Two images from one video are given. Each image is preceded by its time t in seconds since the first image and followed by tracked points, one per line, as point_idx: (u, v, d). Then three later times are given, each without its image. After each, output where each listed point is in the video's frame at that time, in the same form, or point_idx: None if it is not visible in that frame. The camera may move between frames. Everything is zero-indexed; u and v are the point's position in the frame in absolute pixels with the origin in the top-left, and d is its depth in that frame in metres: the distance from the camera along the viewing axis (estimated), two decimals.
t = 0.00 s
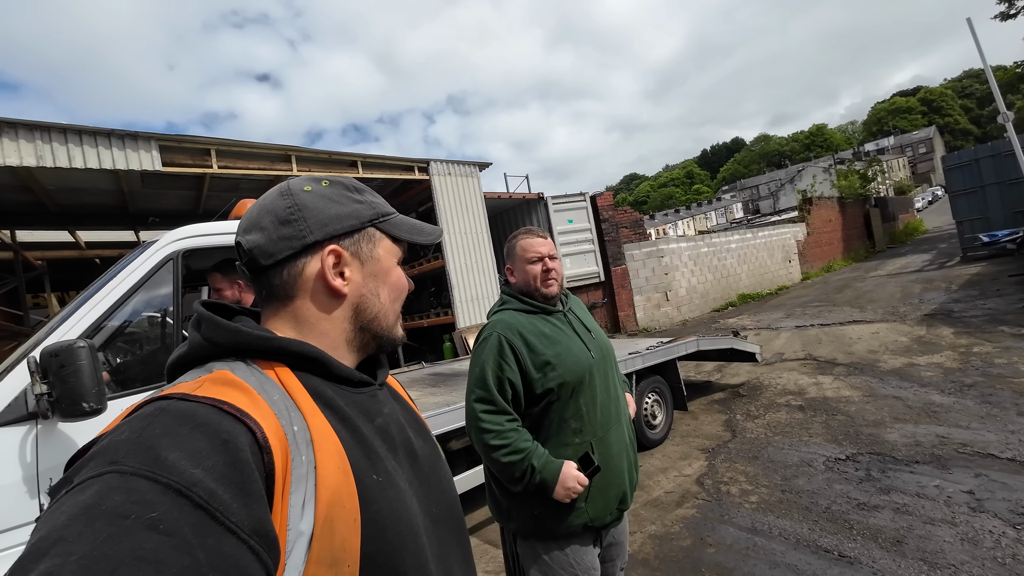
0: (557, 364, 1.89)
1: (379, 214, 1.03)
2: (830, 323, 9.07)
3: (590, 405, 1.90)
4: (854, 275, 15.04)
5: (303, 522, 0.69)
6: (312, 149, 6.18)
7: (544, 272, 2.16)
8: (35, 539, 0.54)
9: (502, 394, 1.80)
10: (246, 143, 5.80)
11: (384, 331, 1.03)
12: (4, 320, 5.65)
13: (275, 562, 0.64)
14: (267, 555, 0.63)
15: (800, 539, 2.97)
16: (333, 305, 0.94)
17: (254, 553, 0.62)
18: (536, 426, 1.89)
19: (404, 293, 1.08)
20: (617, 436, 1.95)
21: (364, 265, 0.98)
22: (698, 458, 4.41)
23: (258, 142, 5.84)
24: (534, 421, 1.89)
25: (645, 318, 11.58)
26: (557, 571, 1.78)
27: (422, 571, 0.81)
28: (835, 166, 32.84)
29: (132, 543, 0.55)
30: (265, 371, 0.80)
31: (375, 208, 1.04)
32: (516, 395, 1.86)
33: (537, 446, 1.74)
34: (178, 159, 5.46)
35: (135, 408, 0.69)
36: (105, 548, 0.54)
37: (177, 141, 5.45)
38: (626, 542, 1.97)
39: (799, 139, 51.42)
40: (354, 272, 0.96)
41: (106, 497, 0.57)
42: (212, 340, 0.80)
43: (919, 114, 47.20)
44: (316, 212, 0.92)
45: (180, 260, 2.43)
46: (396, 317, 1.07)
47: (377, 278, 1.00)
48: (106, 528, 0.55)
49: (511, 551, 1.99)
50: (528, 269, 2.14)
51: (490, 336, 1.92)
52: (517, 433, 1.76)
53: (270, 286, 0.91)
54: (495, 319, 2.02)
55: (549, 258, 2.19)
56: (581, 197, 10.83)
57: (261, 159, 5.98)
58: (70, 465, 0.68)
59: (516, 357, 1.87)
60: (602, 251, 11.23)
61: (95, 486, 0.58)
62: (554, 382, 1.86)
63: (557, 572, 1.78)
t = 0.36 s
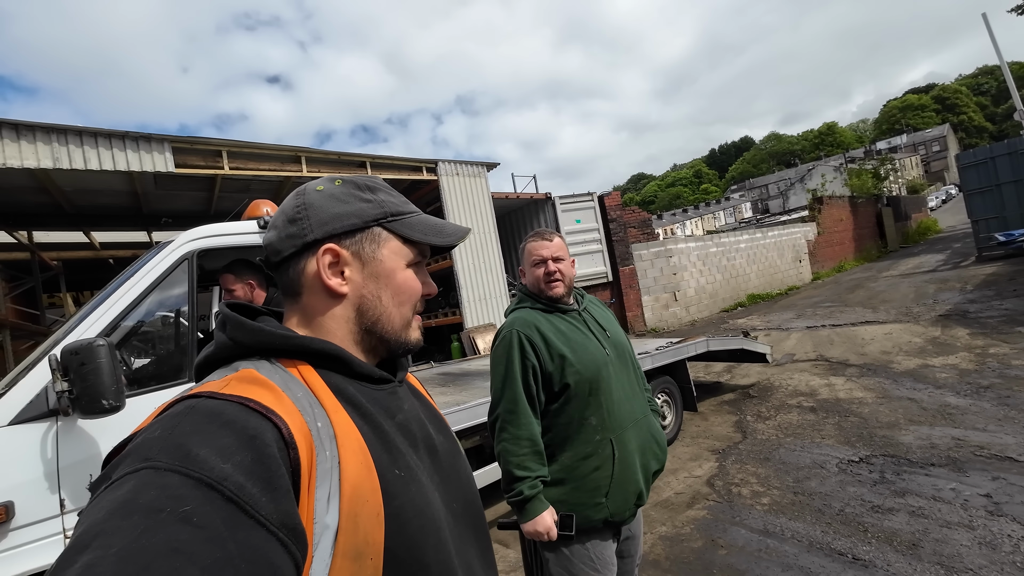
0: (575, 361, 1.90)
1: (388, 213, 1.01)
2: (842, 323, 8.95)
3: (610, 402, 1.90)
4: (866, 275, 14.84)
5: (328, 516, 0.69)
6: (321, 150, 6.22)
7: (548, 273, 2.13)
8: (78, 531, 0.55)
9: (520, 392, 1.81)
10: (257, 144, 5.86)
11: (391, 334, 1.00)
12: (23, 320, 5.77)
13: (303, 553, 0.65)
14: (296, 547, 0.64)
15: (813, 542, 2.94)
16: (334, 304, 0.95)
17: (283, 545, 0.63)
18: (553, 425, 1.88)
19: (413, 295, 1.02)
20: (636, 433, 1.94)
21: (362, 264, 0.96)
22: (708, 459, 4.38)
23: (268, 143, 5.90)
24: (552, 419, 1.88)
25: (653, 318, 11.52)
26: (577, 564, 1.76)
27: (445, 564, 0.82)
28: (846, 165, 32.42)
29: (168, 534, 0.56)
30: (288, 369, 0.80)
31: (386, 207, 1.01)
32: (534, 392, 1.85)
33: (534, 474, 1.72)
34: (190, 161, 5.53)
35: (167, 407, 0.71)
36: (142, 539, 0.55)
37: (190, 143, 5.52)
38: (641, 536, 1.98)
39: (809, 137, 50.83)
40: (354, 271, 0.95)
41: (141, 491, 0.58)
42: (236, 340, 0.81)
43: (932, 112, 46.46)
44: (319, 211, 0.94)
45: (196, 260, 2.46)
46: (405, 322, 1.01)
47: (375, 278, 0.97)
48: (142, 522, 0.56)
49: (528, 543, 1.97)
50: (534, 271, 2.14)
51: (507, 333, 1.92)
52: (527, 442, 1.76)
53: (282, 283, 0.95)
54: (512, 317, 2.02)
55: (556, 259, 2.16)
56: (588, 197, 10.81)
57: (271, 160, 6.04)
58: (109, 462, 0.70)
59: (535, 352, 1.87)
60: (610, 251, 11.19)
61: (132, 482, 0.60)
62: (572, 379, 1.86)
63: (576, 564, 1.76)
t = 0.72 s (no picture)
0: (589, 357, 1.90)
1: (390, 201, 1.00)
2: (851, 323, 8.87)
3: (626, 397, 1.90)
4: (876, 274, 14.67)
5: (345, 504, 0.70)
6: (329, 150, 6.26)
7: (565, 272, 2.12)
8: (109, 510, 0.57)
9: (536, 387, 1.81)
10: (265, 145, 5.91)
11: (405, 324, 1.00)
12: (35, 319, 5.85)
13: (319, 541, 0.66)
14: (313, 535, 0.65)
15: (823, 541, 2.92)
16: (345, 297, 0.96)
17: (300, 533, 0.63)
18: (570, 420, 1.89)
19: (424, 283, 1.01)
20: (654, 428, 1.94)
21: (368, 256, 0.96)
22: (715, 459, 4.37)
23: (276, 143, 5.94)
24: (569, 414, 1.89)
25: (659, 318, 11.48)
26: (598, 559, 1.73)
27: (458, 557, 0.83)
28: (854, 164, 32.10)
29: (191, 517, 0.58)
30: (308, 360, 0.82)
31: (387, 196, 1.00)
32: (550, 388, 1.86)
33: (553, 463, 1.74)
34: (199, 161, 5.58)
35: (193, 394, 0.72)
36: (167, 521, 0.56)
37: (199, 144, 5.58)
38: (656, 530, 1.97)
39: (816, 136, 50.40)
40: (361, 264, 0.95)
41: (167, 475, 0.60)
42: (259, 331, 0.83)
43: (942, 109, 45.91)
44: (322, 207, 0.94)
45: (207, 259, 2.49)
46: (417, 311, 1.01)
47: (383, 269, 0.96)
48: (167, 503, 0.58)
49: (544, 539, 1.92)
50: (551, 269, 2.14)
51: (522, 331, 1.92)
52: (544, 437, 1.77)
53: (297, 280, 0.97)
54: (526, 315, 2.02)
55: (572, 258, 2.16)
56: (594, 196, 10.79)
57: (279, 161, 6.08)
58: (138, 444, 0.72)
59: (551, 348, 1.87)
60: (616, 251, 11.16)
61: (158, 465, 0.61)
62: (589, 374, 1.87)
63: (598, 559, 1.73)
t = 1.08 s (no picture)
0: (600, 355, 1.91)
1: (399, 202, 0.99)
2: (856, 323, 8.83)
3: (638, 394, 1.91)
4: (881, 273, 14.59)
5: (357, 499, 0.71)
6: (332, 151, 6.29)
7: (587, 268, 2.18)
8: (128, 501, 0.58)
9: (549, 387, 1.82)
10: (270, 146, 5.94)
11: (409, 326, 0.99)
12: (43, 320, 5.89)
13: (332, 535, 0.67)
14: (325, 530, 0.65)
15: (829, 541, 2.91)
16: (351, 293, 0.97)
17: (312, 526, 0.64)
18: (582, 420, 1.90)
19: (429, 286, 1.00)
20: (666, 424, 1.96)
21: (373, 255, 0.96)
22: (721, 458, 4.35)
23: (280, 145, 5.97)
24: (581, 413, 1.90)
25: (663, 318, 11.46)
26: (612, 557, 1.73)
27: (469, 553, 0.83)
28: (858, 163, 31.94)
29: (207, 509, 0.58)
30: (323, 357, 0.82)
31: (398, 196, 1.00)
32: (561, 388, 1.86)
33: (568, 465, 1.73)
34: (205, 163, 5.62)
35: (210, 390, 0.73)
36: (184, 513, 0.57)
37: (204, 146, 5.62)
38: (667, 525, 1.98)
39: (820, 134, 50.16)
40: (366, 263, 0.96)
41: (185, 467, 0.61)
42: (274, 327, 0.84)
43: (947, 107, 45.61)
44: (335, 203, 0.97)
45: (215, 259, 2.50)
46: (422, 314, 1.00)
47: (387, 268, 0.96)
48: (185, 495, 0.59)
49: (556, 536, 1.92)
50: (570, 265, 2.16)
51: (532, 331, 1.92)
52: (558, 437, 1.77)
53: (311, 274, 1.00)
54: (535, 314, 2.02)
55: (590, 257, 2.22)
56: (597, 196, 10.78)
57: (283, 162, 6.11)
58: (159, 437, 0.73)
59: (562, 348, 1.88)
60: (619, 250, 11.15)
61: (176, 458, 0.62)
62: (600, 373, 1.88)
63: (612, 557, 1.73)
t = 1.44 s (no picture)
0: (605, 352, 1.91)
1: (401, 194, 1.00)
2: (857, 322, 8.82)
3: (643, 392, 1.92)
4: (882, 273, 14.57)
5: (370, 494, 0.71)
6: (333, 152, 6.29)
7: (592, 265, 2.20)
8: (150, 488, 0.59)
9: (554, 382, 1.82)
10: (271, 147, 5.95)
11: (421, 319, 1.00)
12: (44, 321, 5.90)
13: (345, 528, 0.67)
14: (339, 522, 0.66)
15: (832, 539, 2.92)
16: (362, 290, 0.98)
17: (326, 519, 0.65)
18: (588, 415, 1.90)
19: (438, 275, 1.00)
20: (670, 422, 1.96)
21: (380, 250, 0.97)
22: (723, 458, 4.36)
23: (281, 145, 5.98)
24: (586, 409, 1.90)
25: (664, 318, 11.46)
26: (616, 557, 1.74)
27: (478, 550, 0.84)
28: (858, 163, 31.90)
29: (226, 498, 0.59)
30: (337, 353, 0.83)
31: (399, 189, 1.00)
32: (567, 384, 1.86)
33: (574, 461, 1.74)
34: (207, 164, 5.63)
35: (228, 383, 0.74)
36: (204, 501, 0.58)
37: (206, 147, 5.63)
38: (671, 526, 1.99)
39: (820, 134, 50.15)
40: (374, 258, 0.97)
41: (204, 457, 0.61)
42: (291, 323, 0.85)
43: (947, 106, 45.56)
44: (339, 203, 0.98)
45: (219, 259, 2.51)
46: (434, 305, 1.00)
47: (395, 261, 0.97)
48: (204, 484, 0.59)
49: (560, 536, 1.93)
50: (577, 262, 2.16)
51: (537, 327, 1.93)
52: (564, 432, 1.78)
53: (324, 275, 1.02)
54: (540, 311, 2.03)
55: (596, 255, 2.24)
56: (597, 196, 10.79)
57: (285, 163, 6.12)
58: (179, 427, 0.74)
59: (567, 344, 1.88)
60: (620, 251, 11.16)
61: (196, 448, 0.63)
62: (604, 369, 1.88)
63: (616, 557, 1.73)
